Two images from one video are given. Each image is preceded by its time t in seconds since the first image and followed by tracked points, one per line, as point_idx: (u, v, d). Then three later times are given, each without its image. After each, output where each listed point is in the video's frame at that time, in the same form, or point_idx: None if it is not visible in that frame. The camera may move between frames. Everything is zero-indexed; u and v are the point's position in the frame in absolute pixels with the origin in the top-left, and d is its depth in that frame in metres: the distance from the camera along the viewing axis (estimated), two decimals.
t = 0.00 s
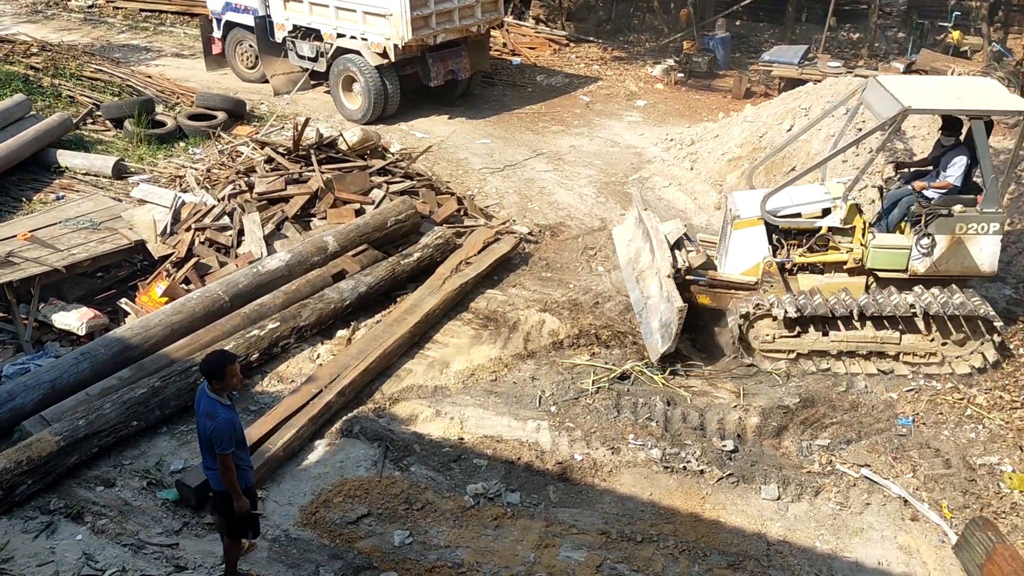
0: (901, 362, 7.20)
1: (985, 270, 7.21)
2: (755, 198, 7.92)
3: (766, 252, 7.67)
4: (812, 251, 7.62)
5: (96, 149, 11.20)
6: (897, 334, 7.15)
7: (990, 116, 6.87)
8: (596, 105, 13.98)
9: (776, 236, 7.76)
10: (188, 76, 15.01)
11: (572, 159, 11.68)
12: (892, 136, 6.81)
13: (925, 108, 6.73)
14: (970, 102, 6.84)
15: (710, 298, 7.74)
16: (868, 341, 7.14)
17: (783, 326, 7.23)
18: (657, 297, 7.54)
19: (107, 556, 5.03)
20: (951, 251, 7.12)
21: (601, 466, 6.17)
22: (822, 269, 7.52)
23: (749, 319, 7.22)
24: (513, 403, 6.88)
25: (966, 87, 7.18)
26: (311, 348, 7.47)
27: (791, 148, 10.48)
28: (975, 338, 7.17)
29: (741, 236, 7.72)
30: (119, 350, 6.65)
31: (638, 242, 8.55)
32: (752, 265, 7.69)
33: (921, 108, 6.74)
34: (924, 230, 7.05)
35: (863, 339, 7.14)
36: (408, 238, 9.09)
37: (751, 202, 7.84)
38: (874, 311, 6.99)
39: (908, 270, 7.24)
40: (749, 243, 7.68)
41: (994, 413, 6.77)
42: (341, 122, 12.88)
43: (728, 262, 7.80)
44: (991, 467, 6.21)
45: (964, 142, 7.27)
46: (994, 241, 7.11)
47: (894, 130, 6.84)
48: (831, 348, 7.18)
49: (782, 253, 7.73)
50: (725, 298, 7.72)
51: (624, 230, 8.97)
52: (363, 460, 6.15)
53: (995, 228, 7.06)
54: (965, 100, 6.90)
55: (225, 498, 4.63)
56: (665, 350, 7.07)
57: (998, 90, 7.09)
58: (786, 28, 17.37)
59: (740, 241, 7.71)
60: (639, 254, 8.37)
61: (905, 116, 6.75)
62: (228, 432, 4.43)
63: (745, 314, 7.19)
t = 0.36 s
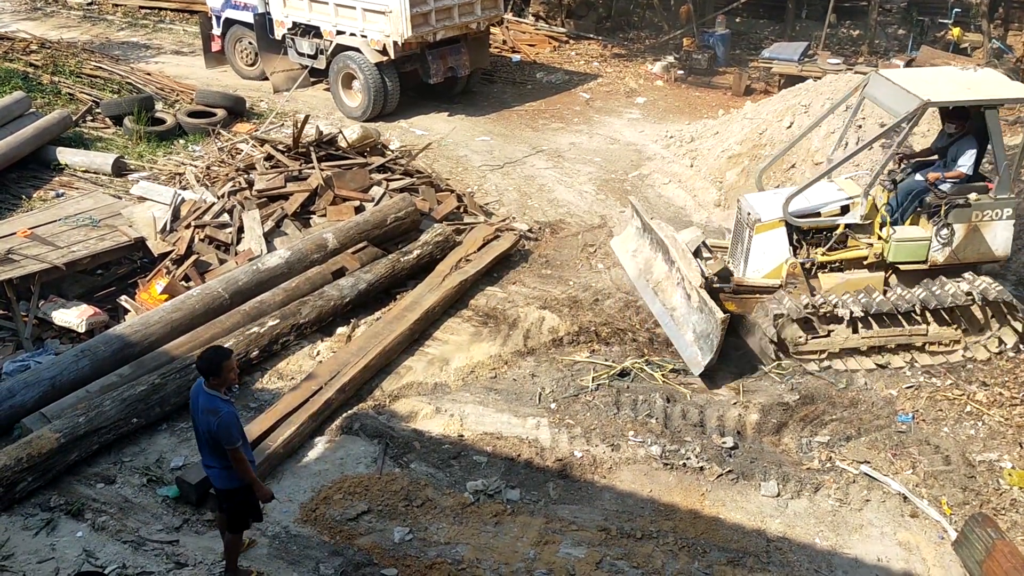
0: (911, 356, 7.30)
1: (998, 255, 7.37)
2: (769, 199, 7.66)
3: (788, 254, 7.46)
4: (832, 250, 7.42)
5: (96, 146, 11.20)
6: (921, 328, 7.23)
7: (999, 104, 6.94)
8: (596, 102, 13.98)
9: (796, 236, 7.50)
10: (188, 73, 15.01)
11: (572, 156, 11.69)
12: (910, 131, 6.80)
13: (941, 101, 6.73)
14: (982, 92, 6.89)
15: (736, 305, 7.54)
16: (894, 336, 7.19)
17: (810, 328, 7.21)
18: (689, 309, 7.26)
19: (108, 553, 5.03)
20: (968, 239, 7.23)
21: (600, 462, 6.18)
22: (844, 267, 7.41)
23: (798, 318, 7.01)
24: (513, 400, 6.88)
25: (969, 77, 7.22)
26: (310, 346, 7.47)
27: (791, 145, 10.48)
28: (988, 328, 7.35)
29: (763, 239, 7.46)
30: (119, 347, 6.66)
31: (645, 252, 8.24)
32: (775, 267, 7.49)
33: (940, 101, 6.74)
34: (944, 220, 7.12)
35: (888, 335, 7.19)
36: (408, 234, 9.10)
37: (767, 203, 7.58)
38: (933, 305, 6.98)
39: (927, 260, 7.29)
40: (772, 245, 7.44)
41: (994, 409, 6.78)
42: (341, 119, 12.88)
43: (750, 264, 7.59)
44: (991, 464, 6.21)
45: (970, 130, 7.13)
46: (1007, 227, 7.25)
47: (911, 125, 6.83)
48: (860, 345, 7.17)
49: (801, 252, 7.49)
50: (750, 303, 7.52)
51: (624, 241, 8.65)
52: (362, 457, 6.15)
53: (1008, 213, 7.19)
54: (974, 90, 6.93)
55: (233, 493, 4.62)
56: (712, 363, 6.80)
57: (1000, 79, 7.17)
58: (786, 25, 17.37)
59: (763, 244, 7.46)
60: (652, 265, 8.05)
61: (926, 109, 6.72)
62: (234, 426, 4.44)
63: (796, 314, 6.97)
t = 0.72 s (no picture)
0: (909, 353, 7.31)
1: (1006, 244, 7.43)
2: (786, 200, 7.42)
3: (810, 254, 7.25)
4: (852, 248, 7.29)
5: (96, 143, 11.20)
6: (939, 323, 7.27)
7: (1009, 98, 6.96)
8: (596, 100, 13.96)
9: (817, 236, 7.27)
10: (188, 71, 15.01)
11: (572, 154, 11.68)
12: (930, 126, 6.76)
13: (958, 95, 6.71)
14: (997, 84, 6.90)
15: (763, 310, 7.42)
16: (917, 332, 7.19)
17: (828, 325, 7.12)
18: (719, 314, 7.22)
19: (108, 550, 5.04)
20: (981, 231, 7.25)
21: (600, 460, 6.18)
22: (863, 265, 7.31)
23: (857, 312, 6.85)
24: (513, 398, 6.88)
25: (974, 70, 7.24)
26: (310, 344, 7.47)
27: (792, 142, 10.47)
28: (988, 324, 7.47)
29: (786, 240, 7.19)
30: (118, 345, 6.66)
31: (656, 258, 8.17)
32: (798, 268, 7.27)
33: (959, 96, 6.71)
34: (961, 213, 7.13)
35: (911, 331, 7.18)
36: (409, 232, 9.10)
37: (784, 203, 7.33)
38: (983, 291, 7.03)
39: (943, 253, 7.28)
40: (795, 246, 7.20)
41: (994, 407, 6.78)
42: (340, 116, 12.87)
43: (773, 267, 7.31)
44: (991, 461, 6.21)
45: (970, 124, 7.23)
46: (1017, 217, 7.33)
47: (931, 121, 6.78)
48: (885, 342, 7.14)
49: (823, 252, 7.27)
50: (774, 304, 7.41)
51: (629, 248, 8.57)
52: (362, 455, 6.15)
53: (1017, 203, 7.25)
54: (985, 83, 6.94)
55: (234, 492, 4.62)
56: (752, 368, 6.78)
57: (1002, 72, 7.22)
58: (786, 23, 17.36)
59: (786, 245, 7.20)
60: (667, 271, 8.00)
61: (946, 104, 6.68)
62: (238, 423, 4.45)
63: (858, 308, 6.80)
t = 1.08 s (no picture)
0: (910, 353, 7.29)
1: (1013, 240, 7.44)
2: (793, 202, 7.39)
3: (819, 255, 7.24)
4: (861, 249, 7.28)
5: (96, 143, 11.21)
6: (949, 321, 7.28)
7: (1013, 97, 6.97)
8: (596, 100, 13.96)
9: (826, 237, 7.24)
10: (188, 71, 15.01)
11: (572, 154, 11.69)
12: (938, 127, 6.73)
13: (965, 95, 6.69)
14: (1002, 83, 6.90)
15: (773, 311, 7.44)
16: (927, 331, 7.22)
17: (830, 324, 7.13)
18: (731, 318, 7.17)
19: (108, 550, 5.04)
20: (988, 229, 7.26)
21: (601, 460, 6.18)
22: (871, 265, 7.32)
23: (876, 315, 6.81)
24: (513, 398, 6.88)
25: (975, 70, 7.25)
26: (310, 343, 7.47)
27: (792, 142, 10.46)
28: (998, 321, 7.48)
29: (796, 242, 7.16)
30: (119, 345, 6.66)
31: (663, 262, 8.14)
32: (807, 269, 7.27)
33: (966, 96, 6.70)
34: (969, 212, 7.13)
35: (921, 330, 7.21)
36: (409, 232, 9.09)
37: (792, 205, 7.29)
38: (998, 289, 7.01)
39: (950, 252, 7.28)
40: (804, 248, 7.18)
41: (994, 407, 6.78)
42: (340, 116, 12.87)
43: (782, 269, 7.28)
44: (991, 462, 6.21)
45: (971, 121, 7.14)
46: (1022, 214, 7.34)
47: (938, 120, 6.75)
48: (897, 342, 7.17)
49: (832, 252, 7.26)
50: (785, 305, 7.43)
51: (633, 253, 8.54)
52: (363, 455, 6.15)
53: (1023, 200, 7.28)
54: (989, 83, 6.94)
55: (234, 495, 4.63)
56: (767, 372, 6.71)
57: (1002, 71, 7.23)
58: (786, 23, 17.36)
59: (796, 247, 7.17)
60: (675, 275, 7.96)
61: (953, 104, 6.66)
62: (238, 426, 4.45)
63: (868, 310, 6.79)
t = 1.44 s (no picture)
0: (910, 353, 7.28)
1: (1012, 241, 7.43)
2: (793, 202, 7.39)
3: (818, 255, 7.24)
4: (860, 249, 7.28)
5: (96, 143, 11.21)
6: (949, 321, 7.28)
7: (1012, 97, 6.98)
8: (596, 100, 13.96)
9: (825, 237, 7.24)
10: (188, 71, 15.01)
11: (572, 154, 11.69)
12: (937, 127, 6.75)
13: (965, 95, 6.70)
14: (1001, 83, 6.90)
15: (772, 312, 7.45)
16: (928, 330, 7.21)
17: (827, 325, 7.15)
18: (730, 319, 7.17)
19: (108, 550, 5.04)
20: (987, 228, 7.26)
21: (600, 460, 6.18)
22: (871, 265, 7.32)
23: (875, 315, 6.80)
24: (513, 398, 6.88)
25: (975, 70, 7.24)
26: (310, 343, 7.47)
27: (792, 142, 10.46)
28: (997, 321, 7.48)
29: (796, 242, 7.15)
30: (119, 344, 6.66)
31: (663, 263, 8.14)
32: (807, 269, 7.26)
33: (965, 96, 6.71)
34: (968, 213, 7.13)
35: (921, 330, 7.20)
36: (408, 232, 9.09)
37: (792, 205, 7.29)
38: (997, 289, 7.02)
39: (949, 253, 7.27)
40: (803, 248, 7.18)
41: (994, 407, 6.78)
42: (340, 116, 12.87)
43: (782, 270, 7.27)
44: (991, 462, 6.21)
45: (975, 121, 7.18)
46: (1022, 214, 7.34)
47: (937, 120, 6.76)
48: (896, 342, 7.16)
49: (831, 252, 7.26)
50: (785, 305, 7.43)
51: (633, 253, 8.54)
52: (362, 455, 6.15)
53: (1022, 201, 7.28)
54: (988, 83, 6.94)
55: (233, 497, 4.62)
56: (767, 372, 6.70)
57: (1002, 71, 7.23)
58: (786, 23, 17.37)
59: (795, 247, 7.17)
60: (675, 275, 7.96)
61: (952, 104, 6.67)
62: (237, 430, 4.44)
63: (867, 310, 6.78)
